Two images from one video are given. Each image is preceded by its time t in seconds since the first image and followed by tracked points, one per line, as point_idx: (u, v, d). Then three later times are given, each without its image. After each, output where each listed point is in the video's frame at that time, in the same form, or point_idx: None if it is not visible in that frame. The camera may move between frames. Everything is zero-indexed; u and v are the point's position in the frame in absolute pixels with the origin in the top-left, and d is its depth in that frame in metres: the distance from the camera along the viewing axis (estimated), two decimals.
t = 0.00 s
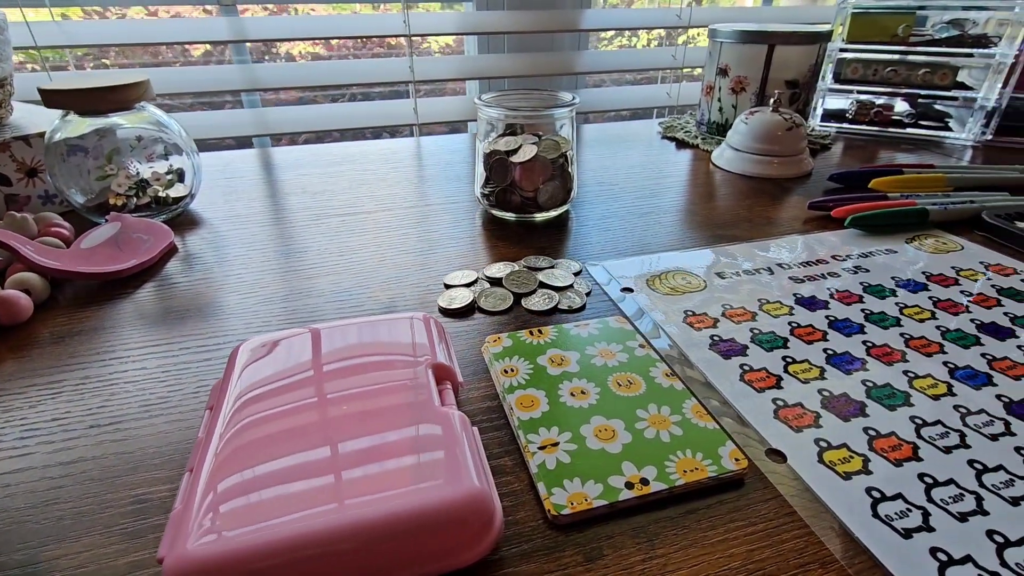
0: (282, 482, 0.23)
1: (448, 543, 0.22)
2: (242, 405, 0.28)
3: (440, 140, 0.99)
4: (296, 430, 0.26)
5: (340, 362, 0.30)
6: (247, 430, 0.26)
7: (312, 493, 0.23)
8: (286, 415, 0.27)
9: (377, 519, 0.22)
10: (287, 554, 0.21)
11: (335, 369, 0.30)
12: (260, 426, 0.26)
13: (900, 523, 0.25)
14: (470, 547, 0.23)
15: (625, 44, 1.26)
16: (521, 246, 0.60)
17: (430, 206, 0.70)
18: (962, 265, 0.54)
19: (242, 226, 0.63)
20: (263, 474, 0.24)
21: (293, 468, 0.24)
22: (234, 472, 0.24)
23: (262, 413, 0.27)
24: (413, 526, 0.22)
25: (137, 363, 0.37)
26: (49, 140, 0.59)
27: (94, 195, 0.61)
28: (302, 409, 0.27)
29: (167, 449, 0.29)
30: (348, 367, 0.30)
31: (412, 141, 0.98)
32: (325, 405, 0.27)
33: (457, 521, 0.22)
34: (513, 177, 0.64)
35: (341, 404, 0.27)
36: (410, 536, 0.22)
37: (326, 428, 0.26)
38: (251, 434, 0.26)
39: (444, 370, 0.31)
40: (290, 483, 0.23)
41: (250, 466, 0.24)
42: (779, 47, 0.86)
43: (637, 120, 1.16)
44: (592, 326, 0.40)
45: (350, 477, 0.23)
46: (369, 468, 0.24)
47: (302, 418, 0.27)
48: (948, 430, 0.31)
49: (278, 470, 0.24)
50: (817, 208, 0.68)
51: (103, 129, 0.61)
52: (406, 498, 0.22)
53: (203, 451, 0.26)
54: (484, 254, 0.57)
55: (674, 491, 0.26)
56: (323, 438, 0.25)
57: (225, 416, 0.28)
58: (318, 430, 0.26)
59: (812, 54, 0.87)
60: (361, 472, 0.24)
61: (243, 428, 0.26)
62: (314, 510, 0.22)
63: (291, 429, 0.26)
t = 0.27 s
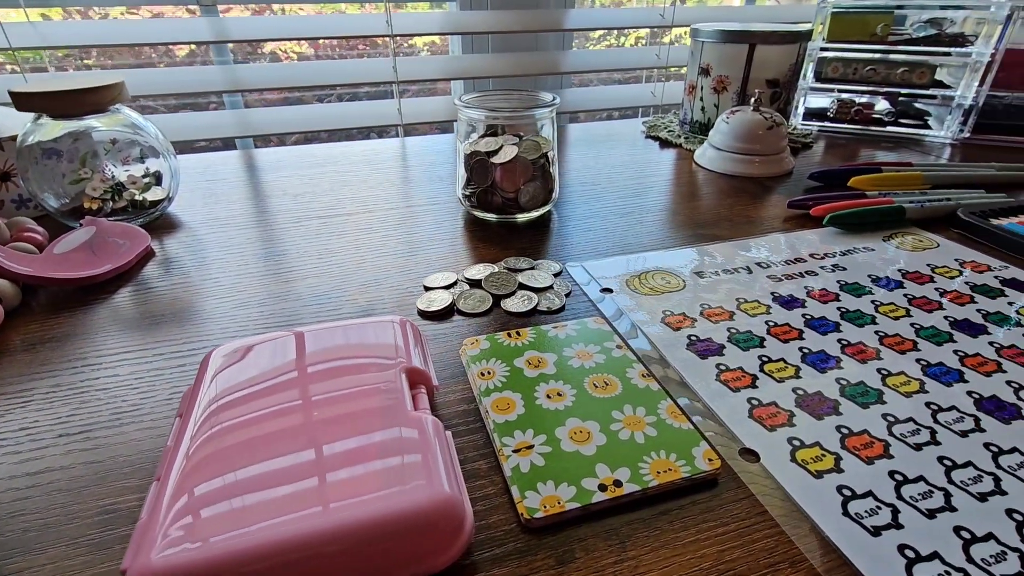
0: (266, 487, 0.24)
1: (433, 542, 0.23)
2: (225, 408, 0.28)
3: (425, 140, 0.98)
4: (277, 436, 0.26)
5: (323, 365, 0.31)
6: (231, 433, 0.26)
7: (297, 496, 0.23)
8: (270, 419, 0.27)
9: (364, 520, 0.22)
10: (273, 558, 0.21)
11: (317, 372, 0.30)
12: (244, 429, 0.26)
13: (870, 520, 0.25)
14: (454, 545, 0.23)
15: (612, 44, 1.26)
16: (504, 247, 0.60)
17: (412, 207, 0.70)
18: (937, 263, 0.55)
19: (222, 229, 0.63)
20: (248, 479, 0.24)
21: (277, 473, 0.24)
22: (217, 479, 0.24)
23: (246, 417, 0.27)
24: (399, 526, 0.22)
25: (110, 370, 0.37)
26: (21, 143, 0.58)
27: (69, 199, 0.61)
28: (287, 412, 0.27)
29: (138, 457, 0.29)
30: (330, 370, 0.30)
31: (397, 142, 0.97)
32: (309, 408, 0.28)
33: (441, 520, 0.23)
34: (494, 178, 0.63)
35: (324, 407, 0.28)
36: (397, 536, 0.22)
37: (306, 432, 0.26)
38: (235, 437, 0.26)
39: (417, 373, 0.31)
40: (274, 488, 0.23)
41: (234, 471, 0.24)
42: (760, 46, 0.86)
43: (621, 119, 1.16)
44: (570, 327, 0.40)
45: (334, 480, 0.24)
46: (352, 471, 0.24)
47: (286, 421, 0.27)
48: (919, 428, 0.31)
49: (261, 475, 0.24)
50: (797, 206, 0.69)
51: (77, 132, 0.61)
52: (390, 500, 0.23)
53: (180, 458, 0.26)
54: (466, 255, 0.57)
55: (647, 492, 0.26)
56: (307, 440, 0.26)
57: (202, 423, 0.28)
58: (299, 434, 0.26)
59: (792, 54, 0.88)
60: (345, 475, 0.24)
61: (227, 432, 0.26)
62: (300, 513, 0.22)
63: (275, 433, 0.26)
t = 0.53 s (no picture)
0: (252, 490, 0.23)
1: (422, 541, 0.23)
2: (207, 411, 0.28)
3: (410, 139, 0.98)
4: (261, 438, 0.26)
5: (306, 365, 0.30)
6: (215, 436, 0.26)
7: (285, 498, 0.23)
8: (254, 421, 0.27)
9: (352, 520, 0.22)
10: (260, 560, 0.21)
11: (300, 373, 0.30)
12: (228, 432, 0.26)
13: (849, 516, 0.25)
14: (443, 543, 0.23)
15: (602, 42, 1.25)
16: (489, 245, 0.59)
17: (396, 206, 0.70)
18: (919, 258, 0.55)
19: (204, 228, 0.62)
20: (233, 482, 0.24)
21: (263, 476, 0.24)
22: (201, 483, 0.24)
23: (230, 419, 0.27)
24: (388, 526, 0.22)
25: (84, 373, 0.36)
26: None
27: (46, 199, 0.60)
28: (271, 414, 0.27)
29: (111, 461, 0.28)
30: (314, 371, 0.30)
31: (382, 140, 0.97)
32: (293, 409, 0.27)
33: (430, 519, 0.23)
34: (478, 176, 0.63)
35: (308, 408, 0.27)
36: (386, 535, 0.22)
37: (290, 434, 0.26)
38: (219, 439, 0.26)
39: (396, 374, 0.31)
40: (261, 491, 0.23)
41: (218, 474, 0.24)
42: (745, 43, 0.86)
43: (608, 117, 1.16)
44: (553, 325, 0.40)
45: (321, 481, 0.23)
46: (339, 471, 0.24)
47: (271, 423, 0.27)
48: (899, 422, 0.31)
49: (247, 478, 0.24)
50: (781, 203, 0.69)
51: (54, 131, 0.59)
52: (376, 500, 0.23)
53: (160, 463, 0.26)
54: (451, 254, 0.57)
55: (628, 490, 0.26)
56: (292, 441, 0.25)
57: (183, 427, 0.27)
58: (283, 436, 0.26)
59: (777, 51, 0.88)
60: (331, 476, 0.24)
61: (211, 434, 0.26)
62: (287, 515, 0.22)
63: (260, 434, 0.26)
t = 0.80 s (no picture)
0: (238, 493, 0.23)
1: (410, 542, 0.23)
2: (191, 413, 0.27)
3: (398, 137, 0.97)
4: (246, 440, 0.25)
5: (291, 367, 0.30)
6: (199, 438, 0.26)
7: (271, 500, 0.22)
8: (239, 422, 0.26)
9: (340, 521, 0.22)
10: (247, 564, 0.21)
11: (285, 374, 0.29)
12: (213, 434, 0.26)
13: (832, 512, 0.25)
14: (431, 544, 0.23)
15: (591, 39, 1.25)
16: (475, 243, 0.59)
17: (383, 204, 0.69)
18: (904, 254, 0.55)
19: (186, 228, 0.61)
20: (218, 485, 0.23)
21: (249, 478, 0.23)
22: (185, 487, 0.23)
23: (214, 421, 0.26)
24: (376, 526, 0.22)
25: (59, 377, 0.35)
26: None
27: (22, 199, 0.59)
28: (257, 415, 0.27)
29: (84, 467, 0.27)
30: (299, 372, 0.29)
31: (369, 139, 0.96)
32: (279, 410, 0.27)
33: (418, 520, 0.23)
34: (464, 174, 0.63)
35: (294, 409, 0.27)
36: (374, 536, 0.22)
37: (276, 436, 0.25)
38: (203, 442, 0.25)
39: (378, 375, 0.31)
40: (246, 493, 0.23)
41: (203, 477, 0.24)
42: (731, 40, 0.86)
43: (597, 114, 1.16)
44: (537, 323, 0.40)
45: (307, 482, 0.23)
46: (325, 472, 0.24)
47: (256, 425, 0.26)
48: (883, 418, 0.31)
49: (232, 481, 0.23)
50: (767, 199, 0.69)
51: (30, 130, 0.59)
52: (364, 501, 0.22)
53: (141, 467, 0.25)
54: (436, 252, 0.56)
55: (610, 489, 0.26)
56: (278, 442, 0.25)
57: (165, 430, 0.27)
58: (269, 438, 0.25)
59: (764, 47, 0.88)
60: (318, 476, 0.23)
61: (195, 437, 0.26)
62: (274, 518, 0.22)
63: (246, 436, 0.26)
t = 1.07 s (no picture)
0: (222, 496, 0.22)
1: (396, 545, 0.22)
2: (172, 416, 0.26)
3: (385, 135, 0.96)
4: (229, 442, 0.25)
5: (274, 368, 0.29)
6: (182, 441, 0.25)
7: (257, 502, 0.22)
8: (223, 424, 0.26)
9: (327, 522, 0.21)
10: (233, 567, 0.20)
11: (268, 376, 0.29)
12: (197, 436, 0.25)
13: (816, 511, 0.25)
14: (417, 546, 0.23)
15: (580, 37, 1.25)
16: (461, 242, 0.59)
17: (369, 203, 0.68)
18: (890, 250, 0.55)
19: (169, 229, 0.60)
20: (202, 489, 0.23)
21: (233, 481, 0.23)
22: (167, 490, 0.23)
23: (197, 424, 0.26)
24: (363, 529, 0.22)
25: (31, 381, 0.34)
26: None
27: None
28: (240, 417, 0.26)
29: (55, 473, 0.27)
30: (283, 374, 0.29)
31: (357, 137, 0.95)
32: (263, 412, 0.26)
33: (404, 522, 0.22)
34: (449, 172, 0.62)
35: (278, 411, 0.26)
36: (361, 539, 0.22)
37: (259, 438, 0.25)
38: (186, 445, 0.25)
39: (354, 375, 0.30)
40: (231, 496, 0.22)
41: (186, 481, 0.23)
42: (718, 37, 0.86)
43: (585, 112, 1.16)
44: (522, 322, 0.39)
45: (293, 484, 0.23)
46: (311, 473, 0.23)
47: (240, 427, 0.26)
48: (868, 415, 0.31)
49: (215, 484, 0.23)
50: (755, 197, 0.69)
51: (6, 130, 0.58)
52: (346, 503, 0.22)
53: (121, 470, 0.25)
54: (422, 252, 0.56)
55: (593, 490, 0.26)
56: (263, 444, 0.25)
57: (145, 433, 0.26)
58: (253, 440, 0.25)
59: (751, 44, 0.88)
60: (303, 478, 0.23)
61: (178, 439, 0.25)
62: (260, 520, 0.21)
63: (230, 438, 0.25)
